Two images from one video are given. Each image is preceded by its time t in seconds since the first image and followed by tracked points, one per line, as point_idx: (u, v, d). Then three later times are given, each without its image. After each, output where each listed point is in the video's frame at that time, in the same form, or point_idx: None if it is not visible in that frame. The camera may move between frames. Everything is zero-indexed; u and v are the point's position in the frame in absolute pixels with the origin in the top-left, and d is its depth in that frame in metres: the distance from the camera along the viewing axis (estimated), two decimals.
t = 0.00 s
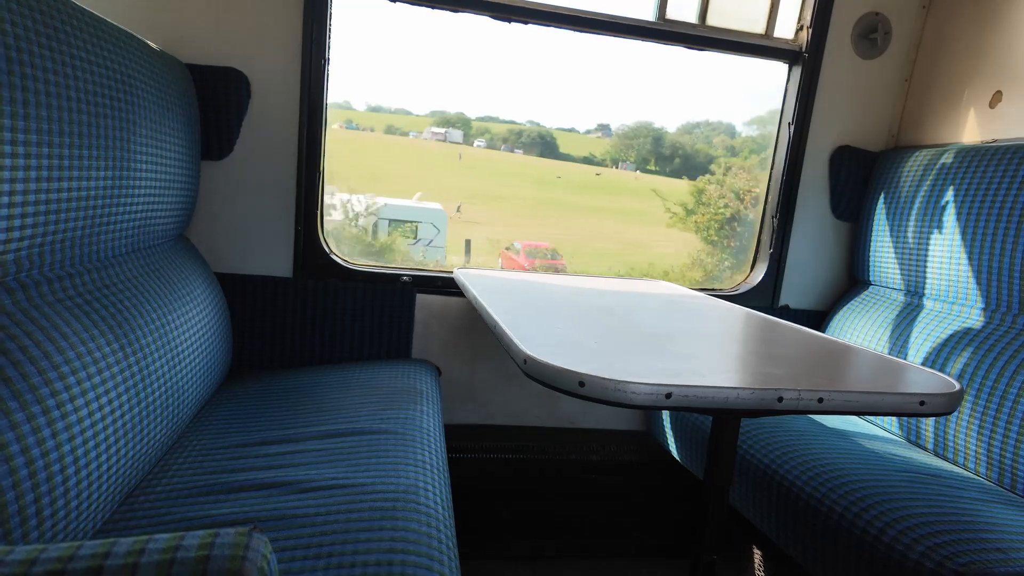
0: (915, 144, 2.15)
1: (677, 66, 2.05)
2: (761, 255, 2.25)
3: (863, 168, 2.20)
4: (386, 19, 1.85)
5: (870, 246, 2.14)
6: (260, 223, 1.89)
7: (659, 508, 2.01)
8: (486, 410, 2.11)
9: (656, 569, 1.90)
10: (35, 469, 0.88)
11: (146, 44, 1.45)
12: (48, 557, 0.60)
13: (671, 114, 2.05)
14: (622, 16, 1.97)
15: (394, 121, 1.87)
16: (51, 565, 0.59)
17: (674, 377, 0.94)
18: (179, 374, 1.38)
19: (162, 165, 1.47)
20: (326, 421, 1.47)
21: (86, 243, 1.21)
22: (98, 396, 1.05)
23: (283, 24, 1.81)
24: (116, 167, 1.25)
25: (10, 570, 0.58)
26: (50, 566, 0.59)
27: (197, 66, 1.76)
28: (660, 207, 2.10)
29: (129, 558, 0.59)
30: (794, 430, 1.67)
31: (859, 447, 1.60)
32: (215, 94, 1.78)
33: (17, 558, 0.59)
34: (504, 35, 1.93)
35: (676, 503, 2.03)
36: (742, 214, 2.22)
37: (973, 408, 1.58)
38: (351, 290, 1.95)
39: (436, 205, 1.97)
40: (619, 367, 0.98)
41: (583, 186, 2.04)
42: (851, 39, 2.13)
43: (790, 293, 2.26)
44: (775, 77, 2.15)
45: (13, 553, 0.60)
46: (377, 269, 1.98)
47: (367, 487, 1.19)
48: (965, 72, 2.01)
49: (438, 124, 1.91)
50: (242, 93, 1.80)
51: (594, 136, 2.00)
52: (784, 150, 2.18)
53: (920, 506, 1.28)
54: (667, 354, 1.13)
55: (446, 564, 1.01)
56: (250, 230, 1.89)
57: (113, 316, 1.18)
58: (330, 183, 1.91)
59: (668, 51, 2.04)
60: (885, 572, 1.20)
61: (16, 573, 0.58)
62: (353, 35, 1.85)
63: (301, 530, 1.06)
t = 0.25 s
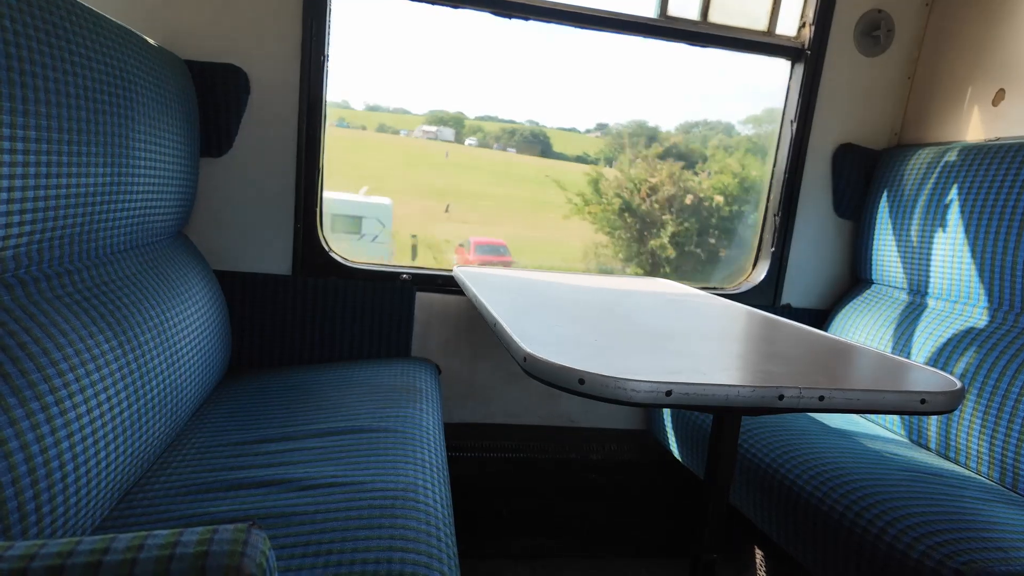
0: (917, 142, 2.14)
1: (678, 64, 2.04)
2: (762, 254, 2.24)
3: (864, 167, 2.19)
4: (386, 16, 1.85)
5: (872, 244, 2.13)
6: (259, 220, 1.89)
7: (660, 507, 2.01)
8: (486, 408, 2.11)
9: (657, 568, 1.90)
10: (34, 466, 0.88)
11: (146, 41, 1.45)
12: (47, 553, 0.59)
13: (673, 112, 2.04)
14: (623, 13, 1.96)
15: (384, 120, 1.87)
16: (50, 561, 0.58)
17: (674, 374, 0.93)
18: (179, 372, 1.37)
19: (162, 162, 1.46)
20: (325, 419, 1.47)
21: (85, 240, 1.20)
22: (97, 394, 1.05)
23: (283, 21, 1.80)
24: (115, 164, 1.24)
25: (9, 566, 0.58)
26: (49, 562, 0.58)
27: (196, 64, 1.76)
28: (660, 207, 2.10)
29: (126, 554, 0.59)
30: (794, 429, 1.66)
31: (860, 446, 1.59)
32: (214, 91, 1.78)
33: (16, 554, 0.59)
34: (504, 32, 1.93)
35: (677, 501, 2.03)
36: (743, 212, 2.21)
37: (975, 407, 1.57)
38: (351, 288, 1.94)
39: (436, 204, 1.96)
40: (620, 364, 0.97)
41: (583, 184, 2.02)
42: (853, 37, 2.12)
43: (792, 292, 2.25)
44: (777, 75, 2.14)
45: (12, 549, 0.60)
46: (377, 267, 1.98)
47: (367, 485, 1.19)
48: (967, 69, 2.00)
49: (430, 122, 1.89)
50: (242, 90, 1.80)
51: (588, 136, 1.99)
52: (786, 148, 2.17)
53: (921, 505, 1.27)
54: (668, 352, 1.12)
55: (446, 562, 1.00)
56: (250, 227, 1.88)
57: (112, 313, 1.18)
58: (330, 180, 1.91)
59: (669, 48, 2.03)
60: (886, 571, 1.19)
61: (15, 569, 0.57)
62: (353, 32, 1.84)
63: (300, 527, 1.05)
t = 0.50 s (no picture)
0: (916, 144, 2.15)
1: (677, 65, 2.05)
2: (761, 254, 2.24)
3: (863, 168, 2.19)
4: (386, 18, 1.85)
5: (871, 245, 2.14)
6: (260, 220, 1.89)
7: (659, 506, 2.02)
8: (486, 408, 2.12)
9: (656, 567, 1.91)
10: (36, 465, 0.89)
11: (148, 42, 1.46)
12: (51, 551, 0.60)
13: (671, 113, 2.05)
14: (623, 15, 1.97)
15: (380, 120, 1.89)
16: (54, 559, 0.59)
17: (671, 376, 0.94)
18: (180, 371, 1.38)
19: (163, 163, 1.47)
20: (325, 418, 1.48)
21: (86, 240, 1.21)
22: (99, 393, 1.06)
23: (284, 22, 1.81)
24: (116, 165, 1.25)
25: (14, 564, 0.59)
26: (53, 560, 0.59)
27: (198, 64, 1.76)
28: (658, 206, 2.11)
29: (129, 552, 0.59)
30: (792, 430, 1.67)
31: (857, 447, 1.60)
32: (215, 91, 1.78)
33: (21, 552, 0.60)
34: (504, 33, 1.93)
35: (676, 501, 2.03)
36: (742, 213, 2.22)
37: (973, 408, 1.58)
38: (351, 288, 1.95)
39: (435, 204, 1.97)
40: (617, 366, 0.98)
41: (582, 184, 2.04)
42: (853, 38, 2.13)
43: (790, 293, 2.26)
44: (776, 76, 2.14)
45: (17, 547, 0.61)
46: (377, 267, 1.99)
47: (366, 484, 1.20)
48: (965, 71, 2.01)
49: (423, 122, 1.90)
50: (243, 91, 1.80)
51: (585, 136, 2.01)
52: (785, 149, 2.17)
53: (917, 506, 1.28)
54: (665, 353, 1.13)
55: (444, 561, 1.01)
56: (251, 228, 1.89)
57: (114, 313, 1.19)
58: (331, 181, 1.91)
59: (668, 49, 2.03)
60: (882, 571, 1.20)
61: (19, 567, 0.58)
62: (353, 33, 1.85)
63: (300, 526, 1.06)
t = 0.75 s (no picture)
0: (916, 146, 2.15)
1: (678, 66, 2.05)
2: (762, 256, 2.25)
3: (863, 170, 2.19)
4: (388, 20, 1.85)
5: (872, 247, 2.14)
6: (261, 221, 1.89)
7: (660, 508, 2.02)
8: (486, 409, 2.12)
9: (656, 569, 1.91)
10: (38, 467, 0.89)
11: (150, 44, 1.46)
12: (53, 554, 0.60)
13: (671, 115, 2.06)
14: (625, 16, 1.97)
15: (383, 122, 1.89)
16: (56, 563, 0.59)
17: (674, 378, 0.94)
18: (181, 372, 1.38)
19: (164, 164, 1.47)
20: (327, 420, 1.48)
21: (88, 242, 1.21)
22: (100, 395, 1.05)
23: (285, 23, 1.81)
24: (118, 166, 1.25)
25: (16, 568, 0.58)
26: (55, 563, 0.59)
27: (199, 65, 1.76)
28: (657, 207, 2.12)
29: (132, 556, 0.59)
30: (794, 432, 1.67)
31: (859, 449, 1.60)
32: (217, 93, 1.78)
33: (23, 556, 0.60)
34: (506, 35, 1.93)
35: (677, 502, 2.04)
36: (742, 214, 2.22)
37: (975, 411, 1.58)
38: (352, 289, 1.95)
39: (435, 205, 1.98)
40: (620, 368, 0.98)
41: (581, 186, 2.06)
42: (853, 40, 2.13)
43: (791, 295, 2.26)
44: (777, 78, 2.15)
45: (19, 550, 0.61)
46: (379, 268, 1.99)
47: (368, 486, 1.19)
48: (966, 74, 2.01)
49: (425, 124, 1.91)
50: (244, 92, 1.80)
51: (583, 138, 2.02)
52: (786, 151, 2.17)
53: (919, 508, 1.28)
54: (668, 355, 1.13)
55: (446, 564, 1.01)
56: (252, 229, 1.89)
57: (115, 314, 1.19)
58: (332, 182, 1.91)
59: (670, 51, 2.04)
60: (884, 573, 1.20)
61: (21, 571, 0.58)
62: (355, 35, 1.85)
63: (302, 528, 1.06)
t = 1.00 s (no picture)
0: (916, 145, 2.15)
1: (678, 66, 2.05)
2: (762, 256, 2.24)
3: (863, 170, 2.19)
4: (389, 19, 1.86)
5: (872, 247, 2.14)
6: (261, 220, 1.89)
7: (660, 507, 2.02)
8: (486, 408, 2.11)
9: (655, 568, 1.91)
10: (36, 463, 0.89)
11: (150, 42, 1.46)
12: (48, 547, 0.60)
13: (670, 116, 2.07)
14: (625, 16, 1.97)
15: (383, 121, 1.90)
16: (51, 555, 0.59)
17: (672, 375, 0.94)
18: (180, 370, 1.38)
19: (164, 162, 1.47)
20: (326, 418, 1.48)
21: (87, 239, 1.21)
22: (99, 391, 1.05)
23: (286, 22, 1.81)
24: (117, 163, 1.25)
25: (11, 560, 0.58)
26: (50, 556, 0.59)
27: (200, 64, 1.77)
28: (656, 207, 2.12)
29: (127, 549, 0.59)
30: (793, 431, 1.67)
31: (858, 448, 1.60)
32: (217, 92, 1.78)
33: (18, 549, 0.60)
34: (507, 34, 1.94)
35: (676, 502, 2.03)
36: (742, 214, 2.22)
37: (977, 412, 1.57)
38: (352, 289, 1.95)
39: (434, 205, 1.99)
40: (619, 365, 0.97)
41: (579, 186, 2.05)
42: (854, 40, 2.13)
43: (791, 295, 2.26)
44: (777, 78, 2.15)
45: (15, 543, 0.61)
46: (378, 267, 1.99)
47: (366, 483, 1.19)
48: (966, 73, 2.01)
49: (426, 124, 1.92)
50: (244, 91, 1.80)
51: (580, 140, 2.03)
52: (786, 151, 2.17)
53: (919, 507, 1.27)
54: (666, 354, 1.13)
55: (444, 561, 1.01)
56: (252, 227, 1.89)
57: (114, 311, 1.19)
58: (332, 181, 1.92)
59: (670, 51, 2.04)
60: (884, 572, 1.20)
61: (16, 564, 0.58)
62: (356, 34, 1.85)
63: (300, 525, 1.06)
